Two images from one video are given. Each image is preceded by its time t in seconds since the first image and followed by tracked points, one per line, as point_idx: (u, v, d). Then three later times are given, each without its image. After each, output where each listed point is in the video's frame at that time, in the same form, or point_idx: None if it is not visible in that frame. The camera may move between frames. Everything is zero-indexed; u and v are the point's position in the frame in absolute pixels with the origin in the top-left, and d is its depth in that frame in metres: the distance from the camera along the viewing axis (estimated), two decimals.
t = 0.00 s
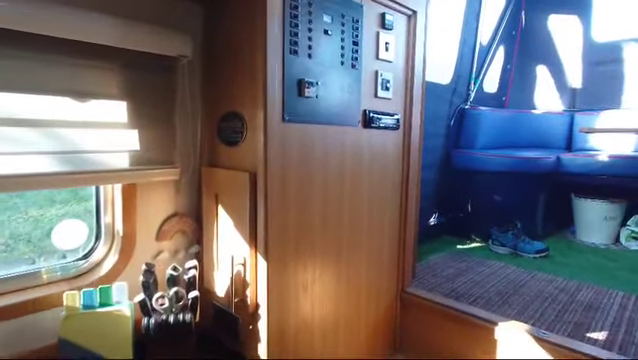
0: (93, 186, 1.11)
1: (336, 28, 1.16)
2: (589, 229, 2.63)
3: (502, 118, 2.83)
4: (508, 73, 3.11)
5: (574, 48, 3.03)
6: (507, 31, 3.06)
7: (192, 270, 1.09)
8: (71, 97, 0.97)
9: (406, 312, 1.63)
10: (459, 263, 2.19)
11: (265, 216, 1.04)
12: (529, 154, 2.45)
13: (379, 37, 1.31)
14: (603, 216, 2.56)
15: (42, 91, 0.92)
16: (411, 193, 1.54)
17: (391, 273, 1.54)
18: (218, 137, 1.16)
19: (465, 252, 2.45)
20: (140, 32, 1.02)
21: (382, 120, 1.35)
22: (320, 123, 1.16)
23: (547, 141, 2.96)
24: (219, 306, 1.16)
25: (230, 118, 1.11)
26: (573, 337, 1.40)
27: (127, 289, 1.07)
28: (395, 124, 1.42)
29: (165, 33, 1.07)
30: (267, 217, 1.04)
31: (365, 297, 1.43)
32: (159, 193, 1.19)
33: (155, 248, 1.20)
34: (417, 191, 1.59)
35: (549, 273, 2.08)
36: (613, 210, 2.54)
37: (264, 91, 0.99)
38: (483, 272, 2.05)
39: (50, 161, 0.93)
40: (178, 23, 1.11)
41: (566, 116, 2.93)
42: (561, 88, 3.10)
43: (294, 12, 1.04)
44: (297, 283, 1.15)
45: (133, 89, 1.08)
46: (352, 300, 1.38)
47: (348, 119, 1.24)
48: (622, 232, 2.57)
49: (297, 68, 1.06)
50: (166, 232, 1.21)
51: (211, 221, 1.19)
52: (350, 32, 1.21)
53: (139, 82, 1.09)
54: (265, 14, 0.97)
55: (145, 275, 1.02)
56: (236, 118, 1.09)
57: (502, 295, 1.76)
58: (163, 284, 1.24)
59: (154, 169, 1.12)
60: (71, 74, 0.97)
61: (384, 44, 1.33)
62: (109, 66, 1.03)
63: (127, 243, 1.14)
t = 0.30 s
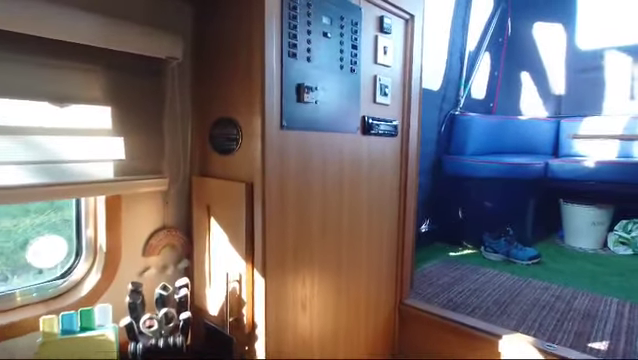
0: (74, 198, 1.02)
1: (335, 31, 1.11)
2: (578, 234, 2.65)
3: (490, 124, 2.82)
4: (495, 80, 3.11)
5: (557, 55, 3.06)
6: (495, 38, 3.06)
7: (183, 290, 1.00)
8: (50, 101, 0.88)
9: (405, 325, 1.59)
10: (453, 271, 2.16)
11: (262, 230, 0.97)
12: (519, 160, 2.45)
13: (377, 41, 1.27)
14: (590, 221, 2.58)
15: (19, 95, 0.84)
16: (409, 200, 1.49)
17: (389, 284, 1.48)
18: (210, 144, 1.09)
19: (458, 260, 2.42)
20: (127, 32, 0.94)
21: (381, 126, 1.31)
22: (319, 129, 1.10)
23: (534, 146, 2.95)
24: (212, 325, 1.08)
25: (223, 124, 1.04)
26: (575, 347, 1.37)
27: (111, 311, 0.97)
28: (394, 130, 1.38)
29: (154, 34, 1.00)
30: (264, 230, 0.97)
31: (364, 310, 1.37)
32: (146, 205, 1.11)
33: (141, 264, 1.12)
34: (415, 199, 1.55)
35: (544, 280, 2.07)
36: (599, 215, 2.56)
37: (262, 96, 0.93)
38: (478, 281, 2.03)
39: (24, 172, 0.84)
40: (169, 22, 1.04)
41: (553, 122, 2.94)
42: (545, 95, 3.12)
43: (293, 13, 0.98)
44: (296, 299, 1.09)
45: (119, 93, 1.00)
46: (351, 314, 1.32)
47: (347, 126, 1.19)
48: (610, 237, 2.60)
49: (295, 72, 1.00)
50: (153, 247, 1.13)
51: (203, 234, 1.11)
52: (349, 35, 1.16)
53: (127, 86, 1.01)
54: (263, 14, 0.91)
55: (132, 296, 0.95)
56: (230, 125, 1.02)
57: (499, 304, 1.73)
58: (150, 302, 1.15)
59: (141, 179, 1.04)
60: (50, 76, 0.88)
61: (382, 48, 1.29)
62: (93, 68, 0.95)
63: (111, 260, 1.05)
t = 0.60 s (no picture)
0: (57, 213, 0.94)
1: (339, 35, 1.07)
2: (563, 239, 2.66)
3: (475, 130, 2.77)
4: (481, 86, 3.06)
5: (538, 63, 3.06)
6: (481, 46, 3.03)
7: (182, 310, 0.93)
8: (36, 107, 0.81)
9: (404, 337, 1.55)
10: (447, 279, 2.14)
11: (268, 244, 0.91)
12: (506, 166, 2.47)
13: (379, 46, 1.23)
14: (575, 226, 2.59)
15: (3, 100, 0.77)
16: (409, 208, 1.46)
17: (390, 294, 1.43)
18: (208, 152, 1.02)
19: (449, 267, 2.40)
20: (122, 32, 0.88)
21: (383, 133, 1.27)
22: (323, 136, 1.05)
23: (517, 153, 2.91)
24: (211, 347, 1.01)
25: (223, 131, 0.98)
26: (577, 355, 1.37)
27: (101, 335, 0.89)
28: (395, 137, 1.34)
29: (151, 35, 0.94)
30: (269, 244, 0.91)
31: (366, 323, 1.32)
32: (138, 217, 1.03)
33: (132, 281, 1.04)
34: (414, 207, 1.52)
35: (536, 285, 2.08)
36: (585, 220, 2.59)
37: (267, 102, 0.87)
38: (473, 288, 2.01)
39: (7, 185, 0.76)
40: (164, 23, 0.98)
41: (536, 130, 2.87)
42: (528, 104, 3.10)
43: (298, 15, 0.93)
44: (301, 316, 1.03)
45: (110, 98, 0.93)
46: (354, 328, 1.26)
47: (350, 133, 1.15)
48: (594, 242, 2.62)
49: (300, 77, 0.95)
50: (146, 262, 1.05)
51: (200, 248, 1.05)
52: (353, 39, 1.12)
53: (119, 89, 0.94)
54: (268, 14, 0.86)
55: (126, 319, 0.86)
56: (231, 132, 0.96)
57: (497, 312, 1.72)
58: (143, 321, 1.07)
59: (133, 190, 0.97)
60: (38, 80, 0.81)
61: (384, 53, 1.25)
62: (85, 71, 0.88)
63: (99, 278, 0.97)
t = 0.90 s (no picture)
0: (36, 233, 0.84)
1: (338, 42, 1.03)
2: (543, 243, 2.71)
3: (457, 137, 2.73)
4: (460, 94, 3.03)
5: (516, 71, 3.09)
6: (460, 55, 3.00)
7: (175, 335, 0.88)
8: (15, 116, 0.74)
9: (400, 350, 1.53)
10: (435, 287, 2.13)
11: (269, 262, 0.85)
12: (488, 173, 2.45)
13: (375, 54, 1.21)
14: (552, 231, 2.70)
15: None
16: (405, 218, 1.43)
17: (386, 306, 1.40)
18: (201, 163, 0.96)
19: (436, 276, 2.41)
20: (111, 37, 0.84)
21: (379, 143, 1.24)
22: (322, 146, 1.01)
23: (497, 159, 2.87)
24: None
25: (218, 142, 0.92)
26: None
27: None
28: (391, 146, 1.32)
29: (139, 38, 0.89)
30: (270, 260, 0.85)
31: (364, 338, 1.28)
32: (124, 234, 0.96)
33: (117, 304, 0.97)
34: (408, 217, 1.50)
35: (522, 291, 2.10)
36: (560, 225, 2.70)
37: (269, 111, 0.83)
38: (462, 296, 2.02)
39: None
40: (155, 26, 0.92)
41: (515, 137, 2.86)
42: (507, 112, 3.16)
43: (299, 21, 0.89)
44: (301, 336, 0.98)
45: (95, 105, 0.87)
46: (352, 344, 1.22)
47: (347, 143, 1.12)
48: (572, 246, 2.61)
49: (301, 85, 0.91)
50: (132, 283, 0.99)
51: (192, 266, 0.98)
52: (351, 46, 1.09)
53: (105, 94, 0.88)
54: (270, 18, 0.81)
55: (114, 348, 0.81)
56: (226, 142, 0.91)
57: (488, 320, 1.72)
58: (131, 344, 1.00)
59: (119, 205, 0.90)
60: (16, 86, 0.74)
61: (379, 61, 1.23)
62: (69, 76, 0.82)
63: (82, 301, 0.90)
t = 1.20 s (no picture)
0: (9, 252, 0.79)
1: (331, 47, 1.01)
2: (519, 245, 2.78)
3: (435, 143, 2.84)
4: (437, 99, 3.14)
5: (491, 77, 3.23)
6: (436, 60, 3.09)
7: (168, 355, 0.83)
8: None
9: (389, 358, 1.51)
10: (420, 293, 2.14)
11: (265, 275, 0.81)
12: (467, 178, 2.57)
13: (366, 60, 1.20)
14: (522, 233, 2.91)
15: None
16: (394, 225, 1.43)
17: (376, 313, 1.39)
18: (189, 171, 0.91)
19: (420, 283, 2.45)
20: (95, 40, 0.79)
21: (370, 150, 1.23)
22: (317, 154, 0.99)
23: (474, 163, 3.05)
24: None
25: (208, 149, 0.88)
26: None
27: None
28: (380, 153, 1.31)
29: (126, 39, 0.86)
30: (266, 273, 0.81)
31: (355, 347, 1.26)
32: (105, 248, 0.91)
33: (99, 323, 0.92)
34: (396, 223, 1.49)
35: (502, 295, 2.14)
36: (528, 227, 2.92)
37: (265, 117, 0.79)
38: (446, 301, 2.03)
39: None
40: (142, 26, 0.88)
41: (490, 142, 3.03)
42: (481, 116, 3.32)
43: (294, 25, 0.87)
44: (296, 349, 0.94)
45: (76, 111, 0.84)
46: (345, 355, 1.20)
47: (339, 150, 1.10)
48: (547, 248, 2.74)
49: (296, 91, 0.88)
50: (114, 300, 0.93)
51: (180, 280, 0.93)
52: (343, 52, 1.07)
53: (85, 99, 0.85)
54: (266, 20, 0.78)
55: None
56: (216, 150, 0.86)
57: (473, 325, 1.74)
58: None
59: (101, 217, 0.88)
60: None
61: (370, 67, 1.22)
62: (50, 81, 0.78)
63: (61, 320, 0.86)
